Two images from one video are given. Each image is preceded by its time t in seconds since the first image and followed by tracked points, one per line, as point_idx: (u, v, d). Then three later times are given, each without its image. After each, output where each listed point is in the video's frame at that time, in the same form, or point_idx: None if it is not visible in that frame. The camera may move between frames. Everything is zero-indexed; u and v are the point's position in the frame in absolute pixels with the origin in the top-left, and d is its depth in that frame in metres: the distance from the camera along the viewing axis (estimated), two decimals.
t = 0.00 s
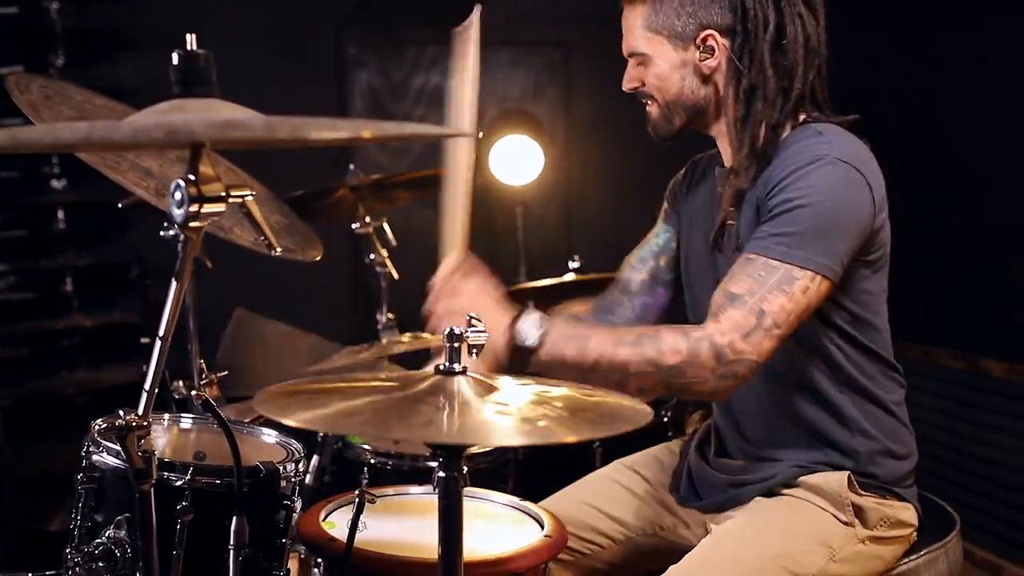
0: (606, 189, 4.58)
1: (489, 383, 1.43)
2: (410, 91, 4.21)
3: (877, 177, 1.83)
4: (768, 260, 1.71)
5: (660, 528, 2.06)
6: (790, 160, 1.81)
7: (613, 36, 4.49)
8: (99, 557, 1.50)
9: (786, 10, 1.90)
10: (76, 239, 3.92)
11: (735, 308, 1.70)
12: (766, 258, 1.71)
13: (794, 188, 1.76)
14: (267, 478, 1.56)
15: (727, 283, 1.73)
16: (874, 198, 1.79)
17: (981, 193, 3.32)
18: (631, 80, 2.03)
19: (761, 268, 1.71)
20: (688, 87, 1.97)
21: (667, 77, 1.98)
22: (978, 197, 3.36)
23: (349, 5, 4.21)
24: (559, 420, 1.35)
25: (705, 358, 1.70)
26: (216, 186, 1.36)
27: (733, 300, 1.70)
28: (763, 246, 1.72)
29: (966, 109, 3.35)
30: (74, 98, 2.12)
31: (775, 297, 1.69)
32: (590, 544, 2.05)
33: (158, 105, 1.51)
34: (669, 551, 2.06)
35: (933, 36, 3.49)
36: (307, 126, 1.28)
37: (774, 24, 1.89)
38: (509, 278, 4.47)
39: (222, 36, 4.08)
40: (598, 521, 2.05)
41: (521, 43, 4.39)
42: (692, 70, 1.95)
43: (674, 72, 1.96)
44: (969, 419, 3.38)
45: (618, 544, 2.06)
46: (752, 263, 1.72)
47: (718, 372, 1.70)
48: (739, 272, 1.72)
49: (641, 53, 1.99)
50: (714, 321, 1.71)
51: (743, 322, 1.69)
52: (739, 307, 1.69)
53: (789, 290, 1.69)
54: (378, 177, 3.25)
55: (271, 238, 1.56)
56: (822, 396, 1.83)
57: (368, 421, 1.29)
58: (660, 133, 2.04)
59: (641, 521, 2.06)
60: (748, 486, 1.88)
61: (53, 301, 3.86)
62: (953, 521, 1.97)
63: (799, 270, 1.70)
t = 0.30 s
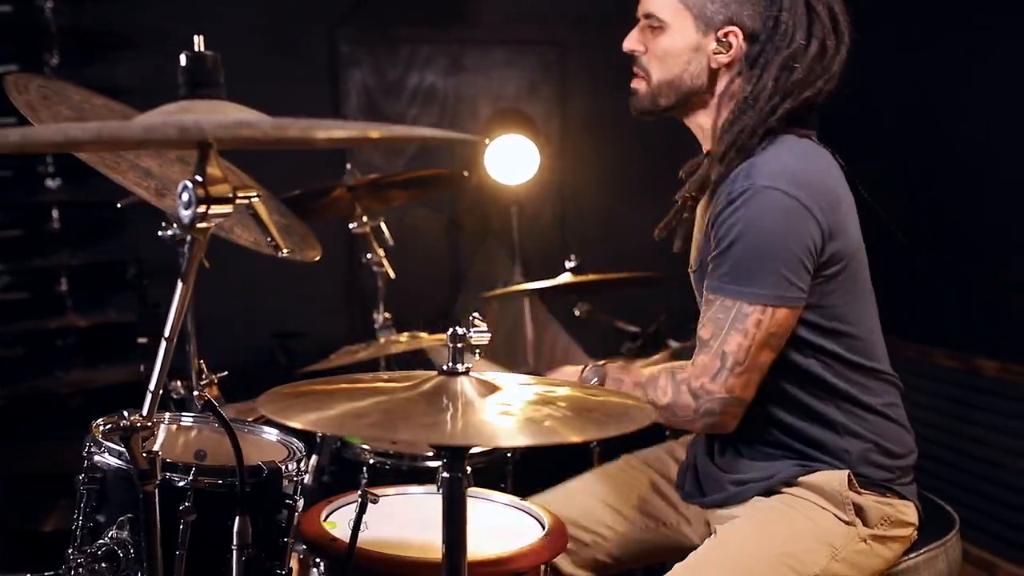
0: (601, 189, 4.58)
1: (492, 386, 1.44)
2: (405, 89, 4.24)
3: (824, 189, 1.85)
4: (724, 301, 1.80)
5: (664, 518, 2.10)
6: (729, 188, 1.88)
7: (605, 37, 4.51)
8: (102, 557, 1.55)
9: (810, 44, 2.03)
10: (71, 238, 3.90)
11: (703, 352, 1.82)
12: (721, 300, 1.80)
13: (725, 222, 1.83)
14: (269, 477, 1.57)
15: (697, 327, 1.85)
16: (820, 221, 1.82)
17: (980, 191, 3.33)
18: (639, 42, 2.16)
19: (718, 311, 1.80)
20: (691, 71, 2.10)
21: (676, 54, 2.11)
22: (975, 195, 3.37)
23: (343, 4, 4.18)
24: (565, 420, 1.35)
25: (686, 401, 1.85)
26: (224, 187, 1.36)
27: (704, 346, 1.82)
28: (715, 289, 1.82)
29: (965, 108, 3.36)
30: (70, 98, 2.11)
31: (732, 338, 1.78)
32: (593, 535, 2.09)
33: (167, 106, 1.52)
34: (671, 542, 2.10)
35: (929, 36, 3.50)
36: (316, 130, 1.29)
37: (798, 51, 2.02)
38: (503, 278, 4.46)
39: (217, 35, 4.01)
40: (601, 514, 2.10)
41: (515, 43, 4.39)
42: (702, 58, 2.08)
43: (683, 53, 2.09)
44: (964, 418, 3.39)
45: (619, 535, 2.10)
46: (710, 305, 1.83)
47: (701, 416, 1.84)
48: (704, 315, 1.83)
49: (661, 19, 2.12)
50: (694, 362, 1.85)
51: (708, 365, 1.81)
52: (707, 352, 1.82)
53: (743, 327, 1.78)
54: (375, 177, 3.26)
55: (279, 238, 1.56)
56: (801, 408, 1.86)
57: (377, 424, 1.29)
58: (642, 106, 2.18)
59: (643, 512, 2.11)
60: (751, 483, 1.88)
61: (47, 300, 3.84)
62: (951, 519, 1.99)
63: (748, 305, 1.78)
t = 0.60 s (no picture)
0: (597, 189, 4.59)
1: (494, 387, 1.45)
2: (399, 88, 4.24)
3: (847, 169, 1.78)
4: (815, 297, 1.63)
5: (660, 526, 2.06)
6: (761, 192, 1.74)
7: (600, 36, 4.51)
8: (104, 559, 1.56)
9: (782, 32, 1.89)
10: (64, 238, 3.89)
11: (814, 355, 1.62)
12: (812, 297, 1.63)
13: (779, 226, 1.68)
14: (272, 477, 1.59)
15: (791, 336, 1.65)
16: (862, 196, 1.74)
17: (980, 191, 3.34)
18: (598, 104, 1.94)
19: (810, 309, 1.63)
20: (665, 111, 1.89)
21: (644, 99, 1.89)
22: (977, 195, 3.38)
23: (337, 3, 4.17)
24: (568, 421, 1.36)
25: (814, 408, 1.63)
26: (229, 188, 1.37)
27: (812, 348, 1.63)
28: (803, 289, 1.64)
29: (963, 108, 3.37)
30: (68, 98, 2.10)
31: (844, 326, 1.62)
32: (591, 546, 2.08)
33: (172, 107, 1.52)
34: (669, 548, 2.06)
35: (929, 36, 3.50)
36: (322, 132, 1.29)
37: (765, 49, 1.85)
38: (498, 276, 4.47)
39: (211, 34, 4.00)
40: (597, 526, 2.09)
41: (510, 42, 4.38)
42: (670, 95, 1.88)
43: (652, 95, 1.88)
44: (961, 417, 3.43)
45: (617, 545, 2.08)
46: (798, 308, 1.64)
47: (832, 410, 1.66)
48: (796, 318, 1.64)
49: (613, 75, 1.90)
50: (804, 372, 1.63)
51: (830, 362, 1.62)
52: (822, 350, 1.62)
53: (847, 313, 1.63)
54: (372, 177, 3.25)
55: (282, 239, 1.56)
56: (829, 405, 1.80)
57: (383, 424, 1.29)
58: (629, 158, 1.96)
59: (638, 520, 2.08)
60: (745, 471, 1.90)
61: (41, 300, 3.83)
62: (949, 515, 2.01)
63: (843, 290, 1.63)
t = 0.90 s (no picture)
0: (593, 188, 4.59)
1: (499, 385, 1.46)
2: (396, 87, 4.24)
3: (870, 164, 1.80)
4: (870, 277, 1.61)
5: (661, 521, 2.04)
6: (808, 176, 1.72)
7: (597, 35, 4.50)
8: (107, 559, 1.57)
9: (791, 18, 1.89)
10: (60, 237, 3.87)
11: (881, 335, 1.59)
12: (867, 278, 1.61)
13: (833, 216, 1.65)
14: (275, 478, 1.62)
15: (854, 320, 1.62)
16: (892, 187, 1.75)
17: (981, 190, 3.36)
18: (627, 85, 1.97)
19: (868, 289, 1.61)
20: (693, 93, 1.92)
21: (673, 79, 1.92)
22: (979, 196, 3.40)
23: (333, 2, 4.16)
24: (571, 416, 1.37)
25: (890, 390, 1.58)
26: (236, 190, 1.37)
27: (875, 330, 1.60)
28: (860, 270, 1.61)
29: (963, 109, 3.39)
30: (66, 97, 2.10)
31: (906, 300, 1.61)
32: (589, 537, 2.06)
33: (178, 109, 1.52)
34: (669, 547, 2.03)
35: (928, 37, 3.52)
36: (332, 134, 1.29)
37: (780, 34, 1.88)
38: (493, 275, 4.47)
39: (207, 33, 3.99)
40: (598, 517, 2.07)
41: (506, 41, 4.38)
42: (699, 75, 1.91)
43: (681, 76, 1.91)
44: (957, 416, 3.43)
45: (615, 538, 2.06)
46: (856, 291, 1.62)
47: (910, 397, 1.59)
48: (857, 304, 1.61)
49: (642, 54, 1.92)
50: (869, 357, 1.60)
51: (897, 341, 1.59)
52: (886, 330, 1.59)
53: (906, 291, 1.61)
54: (369, 177, 3.24)
55: (288, 241, 1.57)
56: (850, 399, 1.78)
57: (387, 420, 1.30)
58: (657, 140, 1.98)
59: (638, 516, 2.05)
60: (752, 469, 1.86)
61: (36, 299, 3.81)
62: (946, 514, 2.02)
63: (897, 270, 1.62)
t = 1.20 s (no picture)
0: (586, 188, 4.60)
1: (507, 380, 1.46)
2: (389, 87, 4.24)
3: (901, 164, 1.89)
4: (875, 258, 1.71)
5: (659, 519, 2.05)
6: (844, 147, 1.80)
7: (591, 35, 4.50)
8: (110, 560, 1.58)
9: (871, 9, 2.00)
10: (52, 236, 3.85)
11: (863, 318, 1.70)
12: (871, 259, 1.71)
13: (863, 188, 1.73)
14: (277, 478, 1.63)
15: (843, 296, 1.71)
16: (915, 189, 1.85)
17: (982, 190, 3.38)
18: (691, 33, 1.99)
19: (868, 270, 1.71)
20: (755, 49, 1.95)
21: (739, 34, 1.95)
22: (978, 195, 3.42)
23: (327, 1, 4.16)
24: (580, 410, 1.37)
25: (853, 372, 1.69)
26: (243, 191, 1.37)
27: (859, 312, 1.70)
28: (867, 248, 1.71)
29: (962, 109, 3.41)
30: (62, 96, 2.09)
31: (897, 292, 1.71)
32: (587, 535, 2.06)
33: (186, 110, 1.51)
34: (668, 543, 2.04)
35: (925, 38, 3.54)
36: (344, 135, 1.29)
37: (857, 16, 1.98)
38: (486, 275, 4.47)
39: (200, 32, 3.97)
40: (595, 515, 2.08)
41: (499, 40, 4.38)
42: (765, 33, 1.95)
43: (748, 31, 1.94)
44: (948, 414, 3.45)
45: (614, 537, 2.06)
46: (856, 268, 1.71)
47: (871, 381, 1.70)
48: (851, 282, 1.71)
49: (715, 5, 1.95)
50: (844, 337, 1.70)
51: (875, 328, 1.70)
52: (867, 316, 1.69)
53: (900, 281, 1.71)
54: (366, 177, 3.24)
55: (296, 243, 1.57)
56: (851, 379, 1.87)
57: (397, 412, 1.30)
58: (706, 93, 2.01)
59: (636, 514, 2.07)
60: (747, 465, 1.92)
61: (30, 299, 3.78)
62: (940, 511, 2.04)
63: (901, 259, 1.71)
